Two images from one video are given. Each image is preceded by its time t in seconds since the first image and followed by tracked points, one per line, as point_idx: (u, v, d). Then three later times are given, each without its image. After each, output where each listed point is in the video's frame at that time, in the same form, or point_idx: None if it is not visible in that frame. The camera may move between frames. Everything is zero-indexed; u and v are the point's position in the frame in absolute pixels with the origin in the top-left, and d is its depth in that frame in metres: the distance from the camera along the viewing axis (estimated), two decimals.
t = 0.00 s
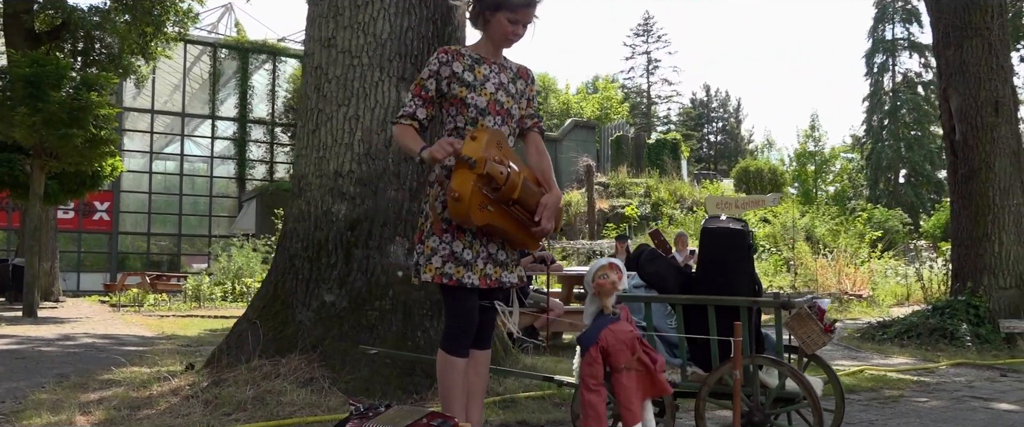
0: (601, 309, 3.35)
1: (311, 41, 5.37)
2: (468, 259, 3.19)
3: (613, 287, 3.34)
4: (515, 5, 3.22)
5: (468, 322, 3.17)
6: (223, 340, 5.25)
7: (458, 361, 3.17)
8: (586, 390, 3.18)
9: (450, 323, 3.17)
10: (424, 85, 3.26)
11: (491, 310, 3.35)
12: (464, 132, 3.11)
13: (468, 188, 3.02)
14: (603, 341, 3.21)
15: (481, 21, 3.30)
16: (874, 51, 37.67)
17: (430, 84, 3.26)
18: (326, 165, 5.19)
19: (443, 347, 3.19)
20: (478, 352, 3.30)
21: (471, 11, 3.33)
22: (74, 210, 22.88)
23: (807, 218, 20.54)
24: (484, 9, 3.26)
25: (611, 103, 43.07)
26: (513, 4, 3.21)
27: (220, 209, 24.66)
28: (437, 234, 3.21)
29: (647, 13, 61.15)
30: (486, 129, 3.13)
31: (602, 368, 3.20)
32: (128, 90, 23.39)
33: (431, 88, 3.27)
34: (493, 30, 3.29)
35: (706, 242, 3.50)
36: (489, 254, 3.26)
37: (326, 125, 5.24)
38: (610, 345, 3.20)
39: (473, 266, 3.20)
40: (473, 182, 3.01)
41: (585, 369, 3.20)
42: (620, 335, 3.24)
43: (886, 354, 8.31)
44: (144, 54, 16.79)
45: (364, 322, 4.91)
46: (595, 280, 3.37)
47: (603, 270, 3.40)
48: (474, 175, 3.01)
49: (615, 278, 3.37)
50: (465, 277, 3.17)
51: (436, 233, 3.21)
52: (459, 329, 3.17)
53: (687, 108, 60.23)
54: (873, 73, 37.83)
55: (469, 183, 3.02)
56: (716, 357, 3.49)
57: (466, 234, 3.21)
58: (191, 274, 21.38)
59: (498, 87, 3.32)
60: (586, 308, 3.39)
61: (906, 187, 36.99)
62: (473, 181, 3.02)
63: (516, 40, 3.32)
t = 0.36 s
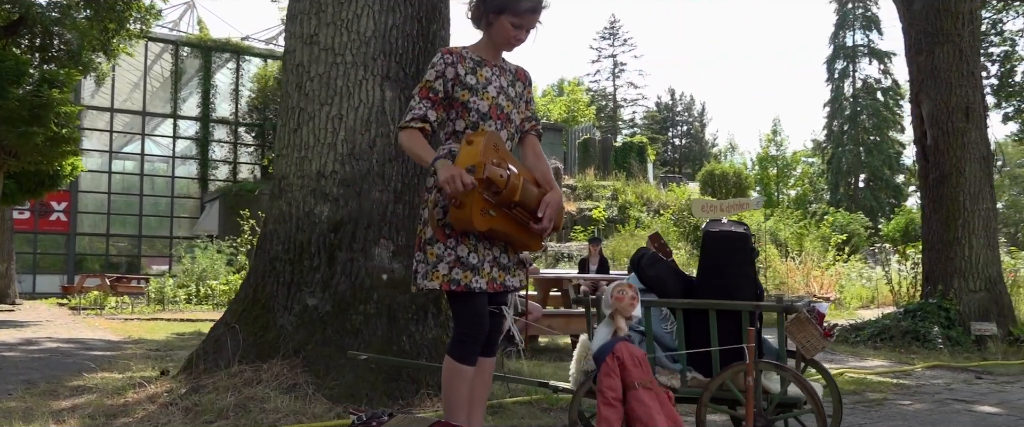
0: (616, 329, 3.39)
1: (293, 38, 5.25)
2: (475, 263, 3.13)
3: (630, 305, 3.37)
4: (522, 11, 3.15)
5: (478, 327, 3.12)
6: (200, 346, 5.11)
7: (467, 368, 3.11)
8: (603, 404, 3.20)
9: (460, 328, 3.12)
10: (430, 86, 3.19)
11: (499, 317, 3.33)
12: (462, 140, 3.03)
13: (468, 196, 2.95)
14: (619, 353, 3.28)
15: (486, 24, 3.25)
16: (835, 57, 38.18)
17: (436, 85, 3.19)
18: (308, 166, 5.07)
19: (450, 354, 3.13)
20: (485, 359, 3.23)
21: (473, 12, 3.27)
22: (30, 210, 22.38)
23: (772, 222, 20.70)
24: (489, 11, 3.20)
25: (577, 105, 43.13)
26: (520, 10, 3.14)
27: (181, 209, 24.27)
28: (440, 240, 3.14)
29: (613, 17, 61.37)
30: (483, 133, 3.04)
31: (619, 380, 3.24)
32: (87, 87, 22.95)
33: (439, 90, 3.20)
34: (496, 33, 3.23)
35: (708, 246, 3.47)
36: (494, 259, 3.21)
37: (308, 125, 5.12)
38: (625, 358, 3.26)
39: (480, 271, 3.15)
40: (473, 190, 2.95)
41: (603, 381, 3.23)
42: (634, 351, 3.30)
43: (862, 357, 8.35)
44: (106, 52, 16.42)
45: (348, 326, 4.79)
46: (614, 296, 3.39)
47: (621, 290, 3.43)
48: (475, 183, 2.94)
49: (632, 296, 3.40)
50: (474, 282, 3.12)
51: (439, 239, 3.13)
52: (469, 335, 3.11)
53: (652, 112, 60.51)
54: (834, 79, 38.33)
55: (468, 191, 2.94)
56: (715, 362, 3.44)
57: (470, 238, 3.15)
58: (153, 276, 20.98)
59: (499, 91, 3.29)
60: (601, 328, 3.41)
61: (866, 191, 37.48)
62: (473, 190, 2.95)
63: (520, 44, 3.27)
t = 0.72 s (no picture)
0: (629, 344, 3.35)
1: (274, 30, 5.12)
2: (480, 263, 3.03)
3: (642, 320, 3.34)
4: (526, 4, 3.09)
5: (487, 331, 2.99)
6: (176, 346, 4.95)
7: (474, 373, 2.98)
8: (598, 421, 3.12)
9: (467, 331, 2.99)
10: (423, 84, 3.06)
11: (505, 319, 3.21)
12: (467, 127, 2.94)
13: (478, 181, 2.84)
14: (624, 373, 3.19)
15: (488, 15, 3.14)
16: (795, 60, 38.65)
17: (430, 84, 3.06)
18: (291, 162, 4.95)
19: (456, 358, 3.00)
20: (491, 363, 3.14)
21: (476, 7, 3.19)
22: None
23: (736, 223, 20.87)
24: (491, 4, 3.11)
25: (540, 105, 43.13)
26: (525, 2, 3.08)
27: (138, 207, 23.85)
28: (443, 239, 3.03)
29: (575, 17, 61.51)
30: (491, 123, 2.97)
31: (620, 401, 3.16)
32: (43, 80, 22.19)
33: (432, 89, 3.08)
34: (498, 27, 3.14)
35: (711, 245, 3.45)
36: (497, 259, 3.10)
37: (291, 121, 4.99)
38: (630, 379, 3.18)
39: (485, 271, 3.04)
40: (481, 178, 2.84)
41: (600, 401, 3.14)
42: (643, 371, 3.22)
43: (836, 357, 8.40)
44: (63, 45, 16.00)
45: (333, 327, 4.68)
46: (626, 310, 3.36)
47: (634, 302, 3.40)
48: (481, 170, 2.85)
49: (646, 310, 3.36)
50: (480, 283, 3.00)
51: (442, 238, 3.03)
52: (478, 340, 2.98)
53: (615, 112, 60.76)
54: (794, 81, 38.79)
55: (475, 179, 2.84)
56: (719, 364, 3.41)
57: (474, 237, 3.04)
58: (111, 275, 20.51)
59: (499, 89, 3.16)
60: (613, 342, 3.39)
61: (824, 192, 37.96)
62: (482, 175, 2.84)
63: (524, 40, 3.19)
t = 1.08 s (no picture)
0: (631, 318, 3.46)
1: (254, 27, 5.01)
2: (477, 267, 2.98)
3: (647, 295, 3.44)
4: None
5: (479, 332, 2.98)
6: (153, 349, 4.84)
7: (468, 374, 2.97)
8: (613, 392, 3.22)
9: (459, 333, 2.98)
10: (436, 80, 2.99)
11: (498, 319, 3.18)
12: (473, 138, 2.86)
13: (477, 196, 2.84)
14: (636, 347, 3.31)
15: (489, 14, 3.10)
16: (750, 63, 39.14)
17: (443, 79, 2.99)
18: (273, 162, 4.87)
19: (450, 359, 2.99)
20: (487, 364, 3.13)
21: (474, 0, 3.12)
22: None
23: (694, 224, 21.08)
24: None
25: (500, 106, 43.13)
26: None
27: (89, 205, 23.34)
28: (443, 240, 2.97)
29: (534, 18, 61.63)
30: (496, 133, 2.89)
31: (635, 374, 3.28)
32: None
33: (445, 84, 3.00)
34: (500, 23, 3.09)
35: (711, 247, 3.52)
36: (496, 261, 3.07)
37: (273, 119, 4.91)
38: (643, 353, 3.30)
39: (482, 274, 3.00)
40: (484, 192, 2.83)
41: (613, 371, 3.24)
42: (651, 346, 3.36)
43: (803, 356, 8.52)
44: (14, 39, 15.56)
45: (318, 330, 4.61)
46: (632, 285, 3.43)
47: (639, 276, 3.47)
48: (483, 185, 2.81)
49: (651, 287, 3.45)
50: (475, 287, 2.97)
51: (442, 239, 2.97)
52: (470, 340, 2.97)
53: (573, 113, 61.01)
54: (749, 84, 39.31)
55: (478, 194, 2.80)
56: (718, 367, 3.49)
57: (475, 241, 2.99)
58: (63, 276, 20.05)
59: (502, 84, 3.15)
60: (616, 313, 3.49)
61: (777, 194, 38.48)
62: (482, 191, 2.83)
63: (523, 35, 3.14)
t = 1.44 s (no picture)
0: (643, 315, 3.62)
1: (241, 28, 4.93)
2: (491, 275, 2.99)
3: (657, 291, 3.58)
4: (547, 7, 3.03)
5: (491, 341, 2.98)
6: (135, 355, 4.74)
7: (479, 383, 2.97)
8: (636, 397, 3.46)
9: (469, 342, 2.98)
10: (445, 88, 2.99)
11: (509, 327, 3.20)
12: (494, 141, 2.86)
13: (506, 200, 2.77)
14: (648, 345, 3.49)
15: (508, 22, 3.10)
16: (704, 67, 39.64)
17: (452, 87, 2.99)
18: (260, 165, 4.80)
19: (460, 367, 2.99)
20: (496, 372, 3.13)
21: (495, 8, 3.12)
22: None
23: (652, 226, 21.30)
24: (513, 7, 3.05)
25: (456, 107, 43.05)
26: (546, 5, 3.02)
27: (33, 203, 22.57)
28: (458, 248, 3.00)
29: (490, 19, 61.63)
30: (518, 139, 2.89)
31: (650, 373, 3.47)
32: None
33: (452, 92, 3.01)
34: (519, 31, 3.08)
35: (716, 259, 3.71)
36: (508, 269, 3.09)
37: (261, 122, 4.83)
38: (655, 351, 3.48)
39: (495, 284, 3.00)
40: (510, 196, 2.77)
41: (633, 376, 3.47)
42: (664, 342, 3.53)
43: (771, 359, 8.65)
44: None
45: (309, 336, 4.57)
46: (642, 282, 3.60)
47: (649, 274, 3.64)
48: (510, 186, 2.78)
49: (660, 282, 3.61)
50: (489, 295, 2.96)
51: (458, 247, 2.99)
52: (480, 348, 2.97)
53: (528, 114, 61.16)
54: (702, 88, 39.82)
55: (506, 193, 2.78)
56: (721, 375, 3.65)
57: (490, 248, 3.01)
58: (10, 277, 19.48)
59: (519, 92, 3.13)
60: (626, 310, 3.66)
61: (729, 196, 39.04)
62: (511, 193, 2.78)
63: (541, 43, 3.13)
